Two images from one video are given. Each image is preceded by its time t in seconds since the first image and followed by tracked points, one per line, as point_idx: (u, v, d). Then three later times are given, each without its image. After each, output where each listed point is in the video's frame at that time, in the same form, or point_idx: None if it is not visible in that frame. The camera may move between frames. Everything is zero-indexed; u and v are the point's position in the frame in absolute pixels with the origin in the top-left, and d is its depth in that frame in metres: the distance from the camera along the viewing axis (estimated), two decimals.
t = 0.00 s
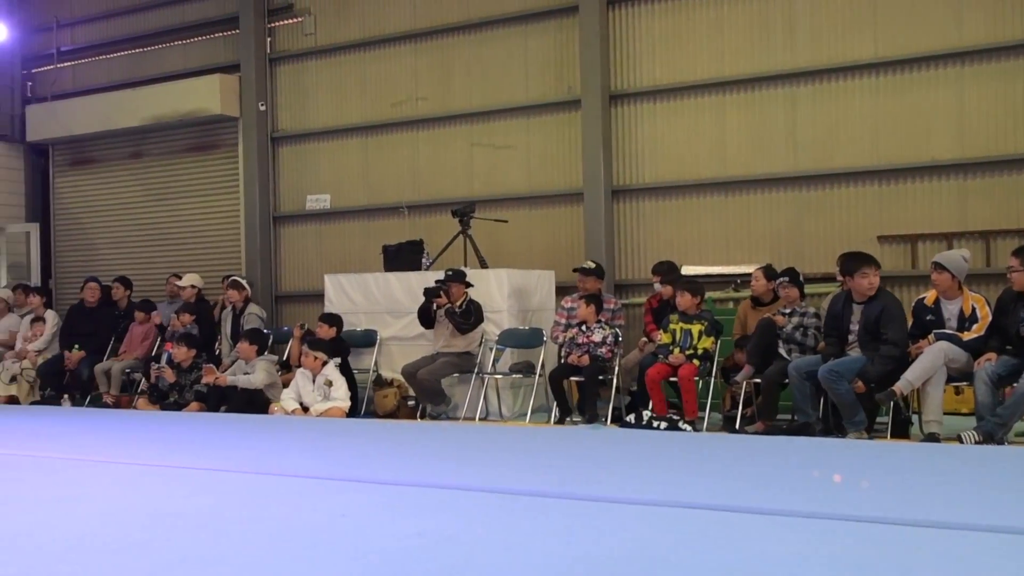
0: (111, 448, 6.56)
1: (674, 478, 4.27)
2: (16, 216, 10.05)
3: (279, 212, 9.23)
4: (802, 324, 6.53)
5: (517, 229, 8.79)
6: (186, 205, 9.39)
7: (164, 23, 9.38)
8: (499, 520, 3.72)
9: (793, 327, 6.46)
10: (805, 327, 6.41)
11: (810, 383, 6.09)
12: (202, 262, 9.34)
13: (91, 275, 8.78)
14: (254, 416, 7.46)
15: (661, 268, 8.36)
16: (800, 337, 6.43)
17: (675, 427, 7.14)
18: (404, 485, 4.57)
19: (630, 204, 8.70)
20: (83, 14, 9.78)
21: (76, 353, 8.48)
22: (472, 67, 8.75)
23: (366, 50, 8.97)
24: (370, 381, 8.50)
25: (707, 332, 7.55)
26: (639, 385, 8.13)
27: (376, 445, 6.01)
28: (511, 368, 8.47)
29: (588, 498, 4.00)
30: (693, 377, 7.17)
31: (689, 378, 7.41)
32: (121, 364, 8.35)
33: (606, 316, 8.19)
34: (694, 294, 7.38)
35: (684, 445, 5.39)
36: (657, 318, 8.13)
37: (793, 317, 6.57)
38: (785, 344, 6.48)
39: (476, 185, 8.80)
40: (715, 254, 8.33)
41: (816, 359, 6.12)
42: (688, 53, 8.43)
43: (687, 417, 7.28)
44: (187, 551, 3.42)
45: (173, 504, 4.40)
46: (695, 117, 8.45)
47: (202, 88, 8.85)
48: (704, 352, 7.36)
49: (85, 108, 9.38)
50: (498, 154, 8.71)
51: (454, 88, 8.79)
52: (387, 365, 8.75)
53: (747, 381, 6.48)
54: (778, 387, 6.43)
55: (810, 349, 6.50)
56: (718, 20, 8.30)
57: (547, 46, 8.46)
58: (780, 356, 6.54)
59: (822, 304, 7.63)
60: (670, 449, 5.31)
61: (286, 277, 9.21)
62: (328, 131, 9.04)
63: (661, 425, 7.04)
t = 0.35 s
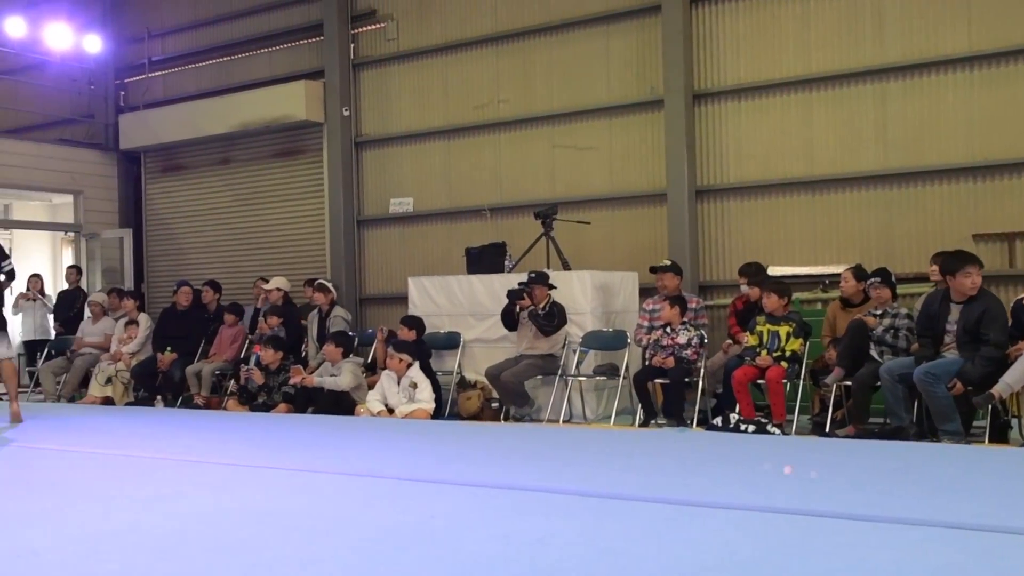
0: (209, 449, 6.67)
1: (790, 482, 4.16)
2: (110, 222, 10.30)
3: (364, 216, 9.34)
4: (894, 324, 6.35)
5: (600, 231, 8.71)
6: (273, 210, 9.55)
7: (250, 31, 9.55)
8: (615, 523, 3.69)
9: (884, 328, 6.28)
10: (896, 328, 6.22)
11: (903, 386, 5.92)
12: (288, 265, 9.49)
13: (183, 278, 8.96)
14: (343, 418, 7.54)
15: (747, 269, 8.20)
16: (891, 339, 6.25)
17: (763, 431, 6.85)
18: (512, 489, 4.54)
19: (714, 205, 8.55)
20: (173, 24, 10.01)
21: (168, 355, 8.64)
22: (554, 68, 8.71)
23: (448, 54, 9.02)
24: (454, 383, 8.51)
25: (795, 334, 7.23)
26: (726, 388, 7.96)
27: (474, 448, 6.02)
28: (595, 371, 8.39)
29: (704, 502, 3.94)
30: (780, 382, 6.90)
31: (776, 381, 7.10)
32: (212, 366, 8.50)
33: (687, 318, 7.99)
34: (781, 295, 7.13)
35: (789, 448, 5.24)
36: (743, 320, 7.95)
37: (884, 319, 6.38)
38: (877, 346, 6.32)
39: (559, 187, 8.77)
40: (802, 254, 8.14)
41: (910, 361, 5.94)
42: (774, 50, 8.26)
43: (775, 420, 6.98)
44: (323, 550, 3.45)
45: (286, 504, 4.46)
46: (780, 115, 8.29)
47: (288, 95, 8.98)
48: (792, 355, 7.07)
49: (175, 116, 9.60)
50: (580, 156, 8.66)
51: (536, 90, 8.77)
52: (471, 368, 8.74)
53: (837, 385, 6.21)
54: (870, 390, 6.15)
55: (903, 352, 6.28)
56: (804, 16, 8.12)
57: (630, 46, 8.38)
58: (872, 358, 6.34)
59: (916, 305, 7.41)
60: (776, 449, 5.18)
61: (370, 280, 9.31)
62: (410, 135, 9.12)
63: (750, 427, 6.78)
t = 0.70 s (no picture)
0: (304, 449, 6.77)
1: (914, 490, 4.01)
2: (202, 227, 10.55)
3: (449, 219, 9.42)
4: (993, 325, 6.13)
5: (688, 232, 8.59)
6: (361, 214, 9.69)
7: (338, 39, 9.68)
8: (733, 529, 3.63)
9: (985, 328, 6.04)
10: (997, 328, 6.00)
11: (1006, 389, 5.74)
12: (375, 269, 9.61)
13: (274, 282, 9.13)
14: (434, 419, 7.58)
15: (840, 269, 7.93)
16: (992, 339, 6.00)
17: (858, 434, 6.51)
18: (622, 492, 4.49)
19: (805, 203, 8.31)
20: (262, 33, 10.20)
21: (260, 357, 8.81)
22: (640, 68, 8.63)
23: (533, 56, 9.04)
24: (540, 385, 8.45)
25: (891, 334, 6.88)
26: (819, 391, 7.65)
27: (574, 451, 5.98)
28: (684, 373, 8.26)
29: (828, 509, 3.83)
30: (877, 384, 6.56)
31: (871, 383, 6.78)
32: (302, 369, 8.64)
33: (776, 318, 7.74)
34: (876, 295, 6.80)
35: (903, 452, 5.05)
36: (835, 320, 7.64)
37: (984, 318, 6.17)
38: (977, 347, 6.06)
39: (645, 187, 8.69)
40: (898, 252, 7.87)
41: (1012, 363, 5.74)
42: (870, 44, 8.01)
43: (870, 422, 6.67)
44: (421, 554, 3.47)
45: (396, 505, 4.50)
46: (874, 110, 8.04)
47: (374, 100, 9.08)
48: (889, 356, 6.74)
49: (265, 123, 9.82)
50: (667, 155, 8.56)
51: (622, 90, 8.71)
52: (557, 370, 8.68)
53: (933, 385, 6.01)
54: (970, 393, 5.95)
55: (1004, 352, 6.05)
56: (899, 8, 7.88)
57: (718, 43, 8.27)
58: (973, 359, 6.10)
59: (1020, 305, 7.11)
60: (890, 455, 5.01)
61: (456, 283, 9.36)
62: (495, 137, 9.17)
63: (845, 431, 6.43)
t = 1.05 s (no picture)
0: (395, 449, 6.84)
1: None
2: (287, 231, 10.75)
3: (531, 220, 9.43)
4: None
5: (774, 229, 8.44)
6: (443, 216, 9.80)
7: (418, 42, 9.78)
8: (843, 536, 3.52)
9: None
10: None
11: None
12: (458, 270, 9.69)
13: (359, 285, 9.25)
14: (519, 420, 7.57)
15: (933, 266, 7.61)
16: None
17: (957, 437, 6.21)
18: (733, 496, 4.41)
19: (896, 199, 8.03)
20: (344, 39, 10.35)
21: (346, 358, 8.91)
22: (723, 64, 8.51)
23: (614, 54, 8.99)
24: (624, 385, 8.36)
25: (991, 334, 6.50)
26: (914, 392, 7.33)
27: (674, 454, 5.89)
28: (771, 373, 8.08)
29: (956, 515, 3.69)
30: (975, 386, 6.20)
31: (969, 385, 6.41)
32: (387, 369, 8.73)
33: (868, 316, 7.46)
34: (971, 292, 6.44)
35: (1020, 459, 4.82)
36: (930, 320, 7.30)
37: None
38: None
39: (729, 185, 8.56)
40: (996, 249, 7.54)
41: None
42: (965, 33, 7.71)
43: (969, 424, 6.38)
44: (528, 557, 3.48)
45: (501, 506, 4.52)
46: (970, 102, 7.74)
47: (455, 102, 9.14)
48: (987, 356, 6.37)
49: (348, 127, 9.99)
50: (752, 152, 8.42)
51: (704, 87, 8.60)
52: (641, 370, 8.59)
53: None
54: None
55: None
56: None
57: (803, 37, 8.09)
58: None
59: None
60: (1006, 461, 4.79)
61: (539, 283, 9.38)
62: (576, 137, 9.16)
63: (940, 433, 6.17)
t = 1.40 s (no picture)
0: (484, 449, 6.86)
1: None
2: (371, 233, 10.90)
3: (613, 218, 9.41)
4: None
5: (864, 224, 8.19)
6: (525, 217, 9.83)
7: (497, 44, 9.83)
8: (952, 544, 3.37)
9: None
10: None
11: None
12: (541, 270, 9.72)
13: (442, 286, 9.34)
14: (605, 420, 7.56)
15: None
16: None
17: None
18: (842, 500, 4.24)
19: (993, 192, 7.52)
20: (424, 42, 10.47)
21: (431, 359, 9.02)
22: (807, 57, 8.33)
23: (697, 50, 8.89)
24: (710, 385, 8.21)
25: None
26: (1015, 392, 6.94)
27: (778, 455, 5.76)
28: (863, 372, 7.82)
29: None
30: None
31: None
32: (471, 370, 8.78)
33: (964, 313, 7.10)
34: None
35: None
36: None
37: None
38: None
39: (816, 179, 8.35)
40: None
41: None
42: None
43: None
44: (637, 557, 3.45)
45: (600, 506, 4.49)
46: None
47: (536, 102, 9.14)
48: None
49: (430, 129, 10.11)
50: (839, 147, 8.20)
51: (789, 81, 8.43)
52: (727, 369, 8.44)
53: None
54: None
55: None
56: None
57: (891, 27, 7.84)
58: None
59: None
60: None
61: (622, 282, 9.34)
62: (658, 135, 9.10)
63: None
